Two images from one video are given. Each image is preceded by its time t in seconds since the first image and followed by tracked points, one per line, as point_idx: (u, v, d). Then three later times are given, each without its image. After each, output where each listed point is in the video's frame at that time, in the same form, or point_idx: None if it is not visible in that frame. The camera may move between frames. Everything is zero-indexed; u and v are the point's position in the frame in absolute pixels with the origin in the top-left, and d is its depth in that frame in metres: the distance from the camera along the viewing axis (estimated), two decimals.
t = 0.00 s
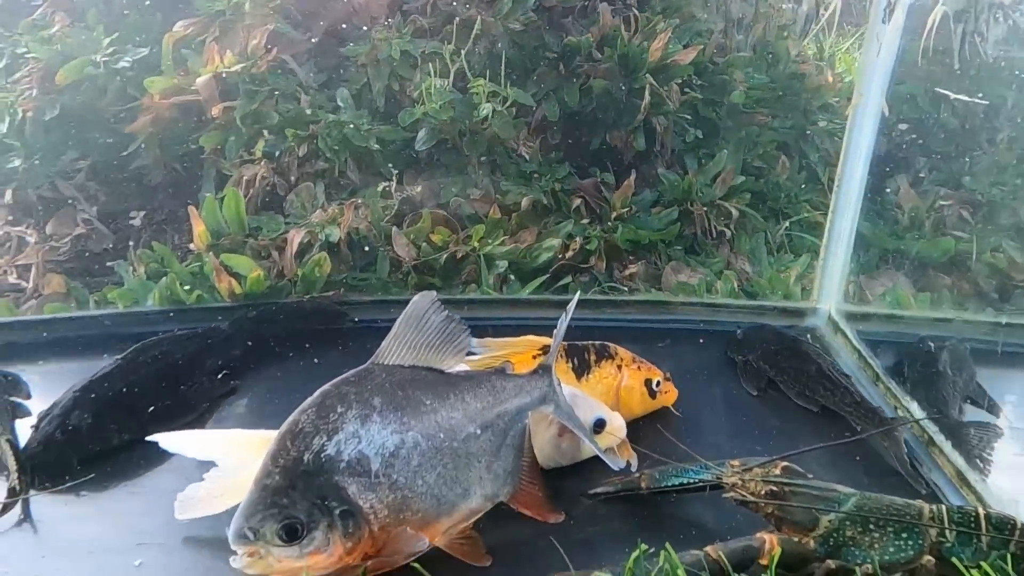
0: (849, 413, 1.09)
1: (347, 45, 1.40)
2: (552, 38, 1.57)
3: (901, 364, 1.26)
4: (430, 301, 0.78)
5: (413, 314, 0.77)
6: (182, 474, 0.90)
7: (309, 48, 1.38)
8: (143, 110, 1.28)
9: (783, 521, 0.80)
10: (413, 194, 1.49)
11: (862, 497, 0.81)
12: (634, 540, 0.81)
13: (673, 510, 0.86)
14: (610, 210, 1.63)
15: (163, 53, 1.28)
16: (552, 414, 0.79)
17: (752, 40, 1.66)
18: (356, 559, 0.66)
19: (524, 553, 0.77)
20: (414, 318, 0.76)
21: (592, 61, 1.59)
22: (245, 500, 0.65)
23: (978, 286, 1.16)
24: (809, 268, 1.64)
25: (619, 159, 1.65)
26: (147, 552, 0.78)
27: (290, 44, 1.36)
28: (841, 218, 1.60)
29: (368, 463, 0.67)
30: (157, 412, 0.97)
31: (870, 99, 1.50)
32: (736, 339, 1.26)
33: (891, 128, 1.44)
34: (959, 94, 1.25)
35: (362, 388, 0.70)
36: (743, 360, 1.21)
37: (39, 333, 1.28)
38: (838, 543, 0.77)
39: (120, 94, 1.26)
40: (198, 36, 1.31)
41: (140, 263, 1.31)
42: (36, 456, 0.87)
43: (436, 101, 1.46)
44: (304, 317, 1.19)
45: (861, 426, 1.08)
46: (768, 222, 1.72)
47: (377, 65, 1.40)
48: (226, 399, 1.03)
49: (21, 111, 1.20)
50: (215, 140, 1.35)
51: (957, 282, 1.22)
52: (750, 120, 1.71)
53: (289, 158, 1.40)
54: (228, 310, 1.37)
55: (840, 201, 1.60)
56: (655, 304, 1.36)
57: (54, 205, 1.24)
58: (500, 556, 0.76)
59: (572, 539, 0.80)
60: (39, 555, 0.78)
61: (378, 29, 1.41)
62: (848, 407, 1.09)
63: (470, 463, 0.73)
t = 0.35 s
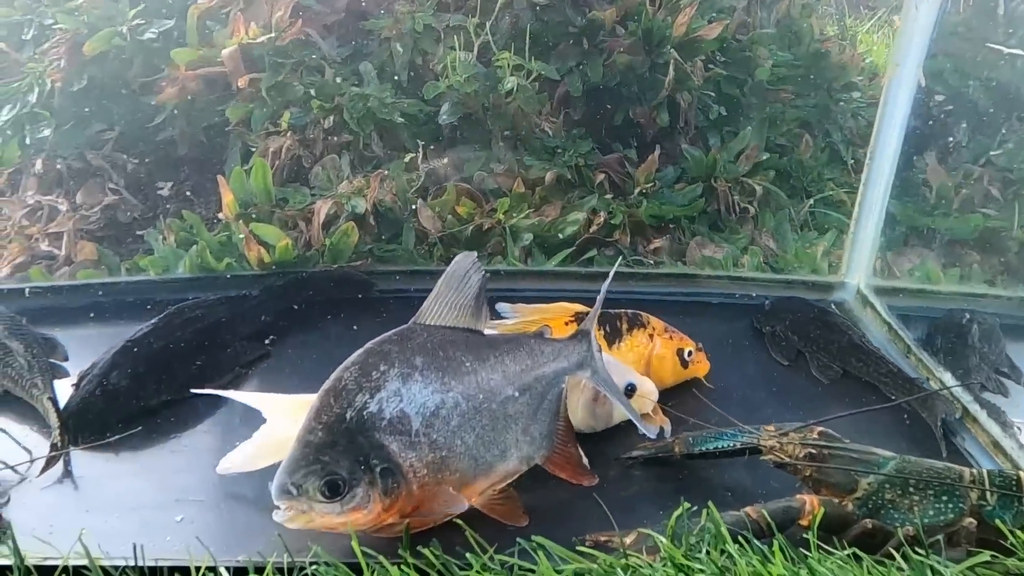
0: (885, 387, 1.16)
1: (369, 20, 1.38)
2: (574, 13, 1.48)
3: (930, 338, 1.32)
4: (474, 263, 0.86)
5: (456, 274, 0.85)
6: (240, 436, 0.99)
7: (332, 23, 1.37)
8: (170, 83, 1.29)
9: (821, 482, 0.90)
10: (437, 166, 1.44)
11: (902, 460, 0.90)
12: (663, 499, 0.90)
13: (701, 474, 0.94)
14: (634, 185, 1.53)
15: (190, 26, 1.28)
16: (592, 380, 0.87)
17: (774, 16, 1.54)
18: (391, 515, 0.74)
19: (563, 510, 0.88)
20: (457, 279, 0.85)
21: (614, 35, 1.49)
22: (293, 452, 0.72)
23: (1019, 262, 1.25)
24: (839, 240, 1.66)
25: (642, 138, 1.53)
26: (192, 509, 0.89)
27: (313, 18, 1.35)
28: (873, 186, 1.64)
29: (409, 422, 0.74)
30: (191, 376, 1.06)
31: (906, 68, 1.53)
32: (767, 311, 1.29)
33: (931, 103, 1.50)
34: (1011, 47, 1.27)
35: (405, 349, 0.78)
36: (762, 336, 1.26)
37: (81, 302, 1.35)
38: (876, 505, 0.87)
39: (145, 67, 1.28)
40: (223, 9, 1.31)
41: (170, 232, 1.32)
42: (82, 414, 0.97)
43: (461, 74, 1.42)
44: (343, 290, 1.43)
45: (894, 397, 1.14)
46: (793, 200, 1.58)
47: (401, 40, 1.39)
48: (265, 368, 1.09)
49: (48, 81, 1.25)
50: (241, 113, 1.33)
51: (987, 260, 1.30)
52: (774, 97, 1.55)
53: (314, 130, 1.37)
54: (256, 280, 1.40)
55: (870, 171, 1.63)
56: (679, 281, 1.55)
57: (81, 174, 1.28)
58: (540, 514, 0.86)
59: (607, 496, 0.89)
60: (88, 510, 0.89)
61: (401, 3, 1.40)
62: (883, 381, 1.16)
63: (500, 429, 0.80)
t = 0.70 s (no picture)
0: (901, 368, 1.18)
1: (376, 9, 1.37)
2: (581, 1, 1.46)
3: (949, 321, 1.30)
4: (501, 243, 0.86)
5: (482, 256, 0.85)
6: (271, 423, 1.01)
7: (337, 13, 1.35)
8: (176, 74, 1.27)
9: (845, 462, 0.91)
10: (447, 156, 1.45)
11: (927, 440, 0.90)
12: (684, 481, 0.92)
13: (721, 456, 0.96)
14: (644, 174, 1.56)
15: (197, 17, 1.26)
16: (609, 362, 0.87)
17: None
18: (417, 498, 0.76)
19: (587, 493, 0.89)
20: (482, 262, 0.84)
21: (621, 25, 1.48)
22: (318, 434, 0.74)
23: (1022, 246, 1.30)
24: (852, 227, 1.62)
25: (648, 127, 1.55)
26: (219, 492, 0.92)
27: (319, 7, 1.33)
28: (886, 176, 1.58)
29: (433, 403, 0.77)
30: (208, 363, 1.10)
31: (920, 54, 1.47)
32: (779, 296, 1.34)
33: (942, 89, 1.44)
34: None
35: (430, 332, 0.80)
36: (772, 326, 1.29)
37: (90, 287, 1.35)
38: (901, 484, 0.88)
39: (155, 56, 1.25)
40: None
41: (183, 222, 1.32)
42: (103, 400, 1.01)
43: (468, 62, 1.42)
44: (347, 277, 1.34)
45: (909, 378, 1.16)
46: (800, 187, 1.61)
47: (410, 28, 1.39)
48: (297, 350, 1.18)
49: (59, 72, 1.21)
50: (251, 103, 1.32)
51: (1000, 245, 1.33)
52: (780, 86, 1.57)
53: (324, 119, 1.35)
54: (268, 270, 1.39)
55: (885, 157, 1.58)
56: (693, 266, 1.54)
57: (93, 166, 1.26)
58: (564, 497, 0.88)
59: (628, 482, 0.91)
60: (115, 496, 0.91)
61: None
62: (898, 362, 1.19)
63: (521, 411, 0.82)
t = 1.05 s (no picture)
0: (914, 348, 1.19)
1: None
2: None
3: (962, 301, 1.38)
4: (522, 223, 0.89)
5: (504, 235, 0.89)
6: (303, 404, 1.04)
7: None
8: (176, 61, 1.25)
9: (865, 438, 0.97)
10: (453, 141, 1.40)
11: (946, 415, 0.96)
12: (691, 459, 0.97)
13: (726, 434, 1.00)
14: (652, 160, 1.47)
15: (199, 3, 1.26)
16: (625, 343, 0.93)
17: None
18: (434, 477, 0.82)
19: (598, 469, 0.94)
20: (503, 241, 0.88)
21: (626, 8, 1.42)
22: (340, 413, 0.79)
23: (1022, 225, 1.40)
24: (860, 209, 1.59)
25: (654, 113, 1.47)
26: (241, 476, 0.96)
27: None
28: (898, 153, 1.57)
29: (453, 382, 0.82)
30: (221, 345, 1.14)
31: (932, 34, 1.49)
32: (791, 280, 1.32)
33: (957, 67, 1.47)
34: None
35: (452, 311, 0.85)
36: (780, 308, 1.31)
37: (99, 271, 1.35)
38: (921, 458, 0.93)
39: (159, 43, 1.25)
40: None
41: (190, 207, 1.33)
42: (119, 379, 1.06)
43: (476, 48, 1.37)
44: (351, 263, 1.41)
45: (921, 357, 1.17)
46: (807, 173, 1.52)
47: (413, 14, 1.34)
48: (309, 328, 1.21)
49: (63, 58, 1.22)
50: (257, 88, 1.30)
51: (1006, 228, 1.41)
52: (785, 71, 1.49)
53: (329, 105, 1.33)
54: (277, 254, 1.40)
55: (895, 137, 1.56)
56: (702, 249, 1.51)
57: (98, 151, 1.27)
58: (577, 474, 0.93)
59: (638, 461, 0.95)
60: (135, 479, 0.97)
61: None
62: (912, 342, 1.20)
63: (540, 390, 0.88)
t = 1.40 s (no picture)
0: (933, 338, 1.20)
1: None
2: None
3: (983, 290, 1.39)
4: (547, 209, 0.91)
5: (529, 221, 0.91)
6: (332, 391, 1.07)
7: None
8: (183, 53, 1.25)
9: (891, 424, 0.98)
10: (465, 132, 1.39)
11: (973, 402, 0.96)
12: (712, 448, 0.98)
13: (743, 422, 1.02)
14: (664, 152, 1.46)
15: None
16: (648, 330, 0.94)
17: None
18: (459, 463, 0.82)
19: (619, 457, 0.96)
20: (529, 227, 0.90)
21: None
22: (365, 400, 0.80)
23: None
24: (874, 201, 1.59)
25: (664, 106, 1.46)
26: (266, 465, 0.97)
27: None
28: (915, 143, 1.57)
29: (480, 369, 0.83)
30: (240, 335, 1.18)
31: (952, 25, 1.47)
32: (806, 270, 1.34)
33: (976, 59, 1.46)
34: None
35: (477, 297, 0.86)
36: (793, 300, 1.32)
37: (115, 261, 1.37)
38: (948, 444, 0.94)
39: (170, 34, 1.24)
40: None
41: (204, 198, 1.33)
42: (140, 369, 1.08)
43: (490, 38, 1.36)
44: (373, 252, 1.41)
45: (939, 347, 1.18)
46: (817, 165, 1.51)
47: (424, 5, 1.33)
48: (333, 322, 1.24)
49: (74, 49, 1.20)
50: (267, 79, 1.29)
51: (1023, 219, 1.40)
52: (795, 63, 1.48)
53: (341, 96, 1.32)
54: (291, 245, 1.39)
55: (913, 128, 1.56)
56: (716, 240, 1.51)
57: (110, 143, 1.26)
58: (598, 462, 0.94)
59: (658, 450, 0.97)
60: (157, 467, 0.98)
61: None
62: (931, 332, 1.21)
63: (564, 377, 0.89)
